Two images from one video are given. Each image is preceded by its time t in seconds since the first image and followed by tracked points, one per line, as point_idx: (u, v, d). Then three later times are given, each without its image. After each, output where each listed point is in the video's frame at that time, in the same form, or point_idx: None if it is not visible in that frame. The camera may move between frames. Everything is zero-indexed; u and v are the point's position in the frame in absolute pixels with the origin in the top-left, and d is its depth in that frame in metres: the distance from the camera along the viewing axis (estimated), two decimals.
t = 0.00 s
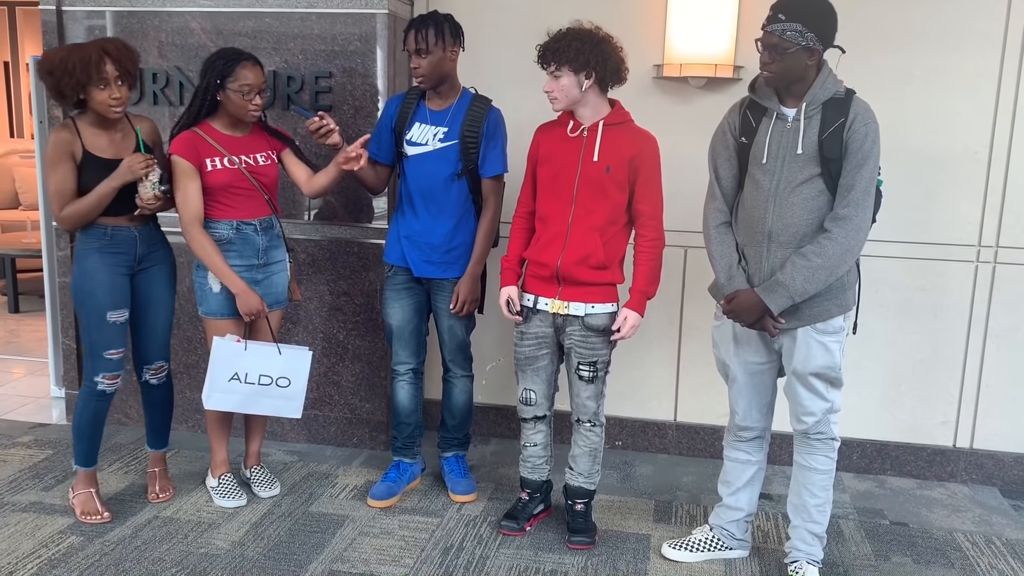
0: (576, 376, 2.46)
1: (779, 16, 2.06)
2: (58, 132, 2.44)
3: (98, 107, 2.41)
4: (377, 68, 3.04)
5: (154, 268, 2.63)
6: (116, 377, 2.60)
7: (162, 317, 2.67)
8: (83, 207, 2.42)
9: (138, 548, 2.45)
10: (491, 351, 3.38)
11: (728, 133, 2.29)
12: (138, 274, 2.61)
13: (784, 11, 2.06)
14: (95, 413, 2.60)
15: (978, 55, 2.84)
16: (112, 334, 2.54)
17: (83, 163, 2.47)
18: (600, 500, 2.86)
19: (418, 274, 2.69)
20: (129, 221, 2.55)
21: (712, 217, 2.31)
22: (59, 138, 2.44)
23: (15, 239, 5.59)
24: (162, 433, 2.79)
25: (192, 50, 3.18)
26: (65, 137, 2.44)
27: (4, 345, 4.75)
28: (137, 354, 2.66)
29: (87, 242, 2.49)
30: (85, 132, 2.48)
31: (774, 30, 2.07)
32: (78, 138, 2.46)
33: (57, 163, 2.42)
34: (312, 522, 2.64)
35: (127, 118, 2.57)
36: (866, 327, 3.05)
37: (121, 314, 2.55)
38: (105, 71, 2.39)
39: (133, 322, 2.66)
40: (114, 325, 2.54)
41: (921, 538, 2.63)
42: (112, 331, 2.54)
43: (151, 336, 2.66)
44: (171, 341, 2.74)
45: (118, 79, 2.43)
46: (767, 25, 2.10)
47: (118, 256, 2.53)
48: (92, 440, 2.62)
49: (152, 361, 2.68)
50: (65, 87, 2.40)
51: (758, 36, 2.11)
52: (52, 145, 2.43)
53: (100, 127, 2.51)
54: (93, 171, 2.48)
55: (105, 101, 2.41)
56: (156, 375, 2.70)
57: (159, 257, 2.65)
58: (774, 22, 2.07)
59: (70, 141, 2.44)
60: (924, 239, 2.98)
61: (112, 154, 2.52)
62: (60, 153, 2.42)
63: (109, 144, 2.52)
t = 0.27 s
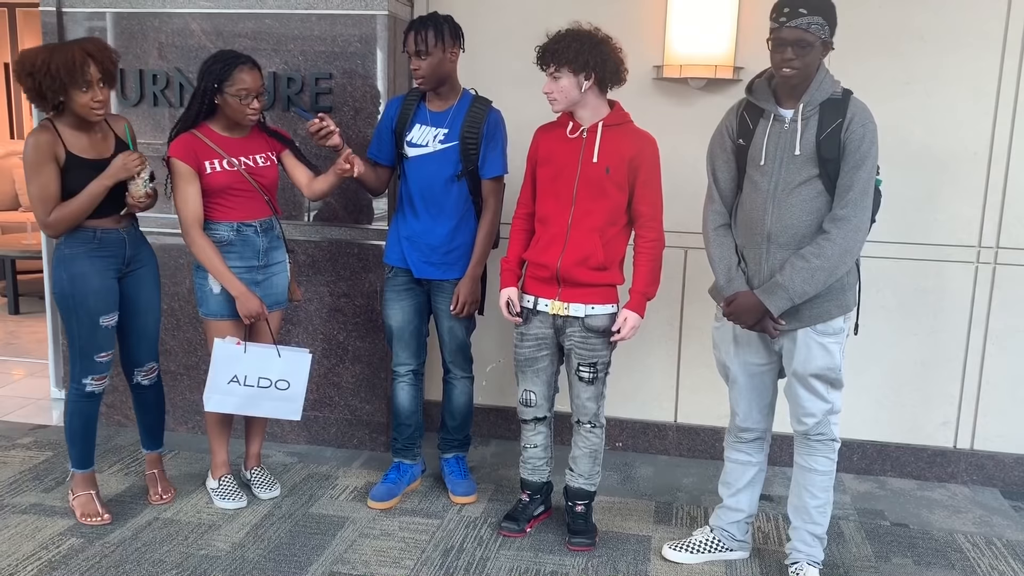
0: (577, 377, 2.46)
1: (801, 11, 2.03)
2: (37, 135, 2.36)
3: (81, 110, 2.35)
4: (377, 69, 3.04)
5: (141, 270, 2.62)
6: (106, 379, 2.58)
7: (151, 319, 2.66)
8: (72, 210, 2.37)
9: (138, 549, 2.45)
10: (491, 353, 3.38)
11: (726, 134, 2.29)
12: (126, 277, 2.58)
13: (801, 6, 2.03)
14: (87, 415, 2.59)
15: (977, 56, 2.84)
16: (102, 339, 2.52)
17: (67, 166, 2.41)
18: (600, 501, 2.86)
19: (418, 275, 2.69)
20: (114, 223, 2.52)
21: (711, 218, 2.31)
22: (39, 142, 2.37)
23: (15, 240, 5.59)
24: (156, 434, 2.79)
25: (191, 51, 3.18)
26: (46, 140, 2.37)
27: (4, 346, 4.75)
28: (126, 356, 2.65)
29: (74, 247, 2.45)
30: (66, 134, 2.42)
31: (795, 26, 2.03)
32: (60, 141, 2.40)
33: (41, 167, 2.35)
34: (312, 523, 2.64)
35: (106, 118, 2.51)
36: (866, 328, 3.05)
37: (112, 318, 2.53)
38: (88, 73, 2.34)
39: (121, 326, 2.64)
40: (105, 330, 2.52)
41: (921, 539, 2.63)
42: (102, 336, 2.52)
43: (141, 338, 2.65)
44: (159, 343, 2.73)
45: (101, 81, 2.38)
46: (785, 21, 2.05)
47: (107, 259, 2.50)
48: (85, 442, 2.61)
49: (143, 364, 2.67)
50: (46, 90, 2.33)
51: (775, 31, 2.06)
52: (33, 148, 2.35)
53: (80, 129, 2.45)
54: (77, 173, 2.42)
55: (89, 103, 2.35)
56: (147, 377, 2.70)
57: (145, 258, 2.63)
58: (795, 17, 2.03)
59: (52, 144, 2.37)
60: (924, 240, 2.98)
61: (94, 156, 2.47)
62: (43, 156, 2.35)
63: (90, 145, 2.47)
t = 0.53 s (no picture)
0: (575, 381, 2.46)
1: (800, 13, 2.03)
2: (25, 142, 2.33)
3: (70, 116, 2.35)
4: (375, 73, 3.04)
5: (132, 275, 2.62)
6: (99, 384, 2.58)
7: (144, 323, 2.67)
8: (69, 216, 2.37)
9: (136, 554, 2.44)
10: (489, 357, 3.38)
11: (724, 139, 2.30)
12: (117, 283, 2.58)
13: (800, 9, 2.03)
14: (80, 420, 2.58)
15: (975, 61, 2.85)
16: (97, 345, 2.52)
17: (57, 172, 2.40)
18: (598, 505, 2.86)
19: (417, 279, 2.69)
20: (105, 228, 2.52)
21: (709, 223, 2.31)
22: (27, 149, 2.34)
23: (13, 244, 5.58)
24: (148, 440, 2.79)
25: (190, 55, 3.18)
26: (35, 147, 2.34)
27: (2, 350, 4.74)
28: (119, 361, 2.66)
29: (67, 254, 2.44)
30: (53, 140, 2.40)
31: (797, 28, 2.03)
32: (48, 147, 2.38)
33: (32, 174, 2.33)
34: (310, 528, 2.64)
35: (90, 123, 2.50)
36: (864, 333, 3.05)
37: (105, 324, 2.53)
38: (77, 79, 2.34)
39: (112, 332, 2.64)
40: (99, 336, 2.52)
41: (920, 543, 2.63)
42: (96, 342, 2.51)
43: (133, 344, 2.65)
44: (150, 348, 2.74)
45: (89, 87, 2.38)
46: (786, 22, 2.05)
47: (100, 265, 2.50)
48: (79, 447, 2.61)
49: (136, 369, 2.68)
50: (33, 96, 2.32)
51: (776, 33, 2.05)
52: (22, 155, 2.32)
53: (66, 134, 2.43)
54: (68, 179, 2.41)
55: (78, 108, 2.35)
56: (140, 382, 2.70)
57: (135, 264, 2.64)
58: (795, 19, 2.03)
59: (41, 150, 2.35)
60: (922, 244, 2.98)
61: (83, 161, 2.46)
62: (33, 163, 2.33)
63: (78, 150, 2.46)
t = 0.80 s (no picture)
0: (574, 385, 2.46)
1: (796, 17, 2.04)
2: (19, 150, 2.33)
3: (64, 124, 2.35)
4: (374, 79, 3.05)
5: (126, 282, 2.62)
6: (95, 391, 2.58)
7: (139, 331, 2.67)
8: (66, 224, 2.37)
9: (135, 561, 2.44)
10: (488, 362, 3.38)
11: (722, 144, 2.30)
12: (112, 291, 2.58)
13: (796, 13, 2.04)
14: (77, 427, 2.58)
15: (971, 65, 2.86)
16: (92, 353, 2.52)
17: (52, 180, 2.40)
18: (598, 511, 2.86)
19: (416, 285, 2.69)
20: (99, 236, 2.52)
21: (707, 228, 2.31)
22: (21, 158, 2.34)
23: (12, 251, 5.58)
24: (145, 447, 2.78)
25: (188, 62, 3.19)
26: (29, 155, 2.34)
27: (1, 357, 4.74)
28: (115, 369, 2.66)
29: (62, 262, 2.43)
30: (46, 149, 2.40)
31: (792, 33, 2.04)
32: (43, 156, 2.38)
33: (28, 182, 2.33)
34: (309, 534, 2.63)
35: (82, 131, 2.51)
36: (862, 337, 3.06)
37: (100, 332, 2.53)
38: (72, 88, 2.35)
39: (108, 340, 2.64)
40: (95, 344, 2.52)
41: (919, 547, 2.63)
42: (91, 351, 2.51)
43: (129, 352, 2.66)
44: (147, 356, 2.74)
45: (83, 95, 2.39)
46: (781, 27, 2.06)
47: (95, 273, 2.50)
48: (77, 455, 2.61)
49: (133, 377, 2.68)
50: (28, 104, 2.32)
51: (772, 37, 2.06)
52: (16, 164, 2.32)
53: (58, 142, 2.44)
54: (62, 187, 2.41)
55: (74, 117, 2.36)
56: (138, 390, 2.70)
57: (128, 271, 2.64)
58: (791, 23, 2.04)
59: (36, 158, 2.35)
60: (920, 248, 2.98)
61: (76, 169, 2.47)
62: (28, 172, 2.33)
63: (70, 158, 2.46)
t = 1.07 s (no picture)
0: (573, 388, 2.46)
1: (790, 22, 2.05)
2: (16, 159, 2.34)
3: (62, 132, 2.36)
4: (371, 85, 3.05)
5: (124, 289, 2.63)
6: (94, 399, 2.59)
7: (137, 338, 2.67)
8: (65, 232, 2.37)
9: (134, 568, 2.44)
10: (487, 367, 3.38)
11: (718, 148, 2.31)
12: (110, 298, 2.59)
13: (791, 18, 2.05)
14: (75, 435, 2.58)
15: (966, 68, 2.87)
16: (90, 361, 2.52)
17: (49, 188, 2.40)
18: (597, 515, 2.86)
19: (415, 290, 2.69)
20: (96, 243, 2.53)
21: (704, 232, 2.32)
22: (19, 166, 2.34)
23: (11, 258, 5.58)
24: (144, 454, 2.78)
25: (186, 69, 3.20)
26: (26, 164, 2.35)
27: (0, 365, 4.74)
28: (114, 377, 2.66)
29: (60, 270, 2.44)
30: (43, 157, 2.41)
31: (787, 37, 2.05)
32: (40, 164, 2.38)
33: (25, 191, 2.34)
34: (309, 540, 2.63)
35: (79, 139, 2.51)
36: (860, 339, 3.06)
37: (99, 339, 2.53)
38: (70, 96, 2.35)
39: (106, 348, 2.64)
40: (93, 351, 2.52)
41: (919, 550, 2.63)
42: (90, 358, 2.52)
43: (127, 359, 2.66)
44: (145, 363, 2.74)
45: (81, 103, 2.40)
46: (776, 32, 2.07)
47: (93, 280, 2.50)
48: (76, 463, 2.61)
49: (131, 384, 2.68)
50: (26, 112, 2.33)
51: (767, 42, 2.07)
52: (13, 172, 2.33)
53: (55, 150, 2.44)
54: (59, 195, 2.42)
55: (71, 125, 2.36)
56: (136, 397, 2.71)
57: (125, 278, 2.64)
58: (785, 28, 2.05)
59: (33, 167, 2.36)
60: (917, 250, 2.99)
61: (73, 177, 2.47)
62: (25, 180, 2.34)
63: (67, 166, 2.46)
